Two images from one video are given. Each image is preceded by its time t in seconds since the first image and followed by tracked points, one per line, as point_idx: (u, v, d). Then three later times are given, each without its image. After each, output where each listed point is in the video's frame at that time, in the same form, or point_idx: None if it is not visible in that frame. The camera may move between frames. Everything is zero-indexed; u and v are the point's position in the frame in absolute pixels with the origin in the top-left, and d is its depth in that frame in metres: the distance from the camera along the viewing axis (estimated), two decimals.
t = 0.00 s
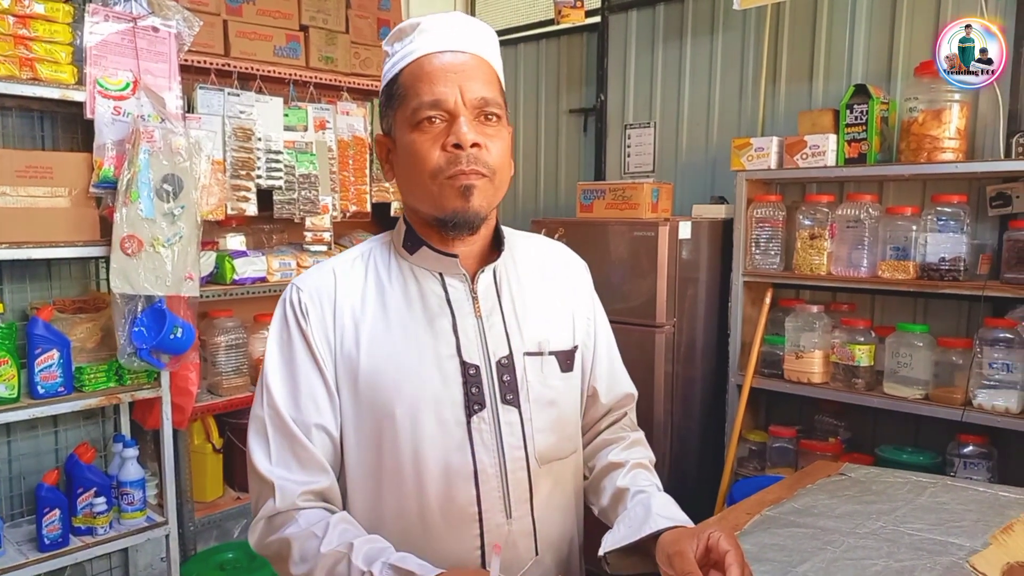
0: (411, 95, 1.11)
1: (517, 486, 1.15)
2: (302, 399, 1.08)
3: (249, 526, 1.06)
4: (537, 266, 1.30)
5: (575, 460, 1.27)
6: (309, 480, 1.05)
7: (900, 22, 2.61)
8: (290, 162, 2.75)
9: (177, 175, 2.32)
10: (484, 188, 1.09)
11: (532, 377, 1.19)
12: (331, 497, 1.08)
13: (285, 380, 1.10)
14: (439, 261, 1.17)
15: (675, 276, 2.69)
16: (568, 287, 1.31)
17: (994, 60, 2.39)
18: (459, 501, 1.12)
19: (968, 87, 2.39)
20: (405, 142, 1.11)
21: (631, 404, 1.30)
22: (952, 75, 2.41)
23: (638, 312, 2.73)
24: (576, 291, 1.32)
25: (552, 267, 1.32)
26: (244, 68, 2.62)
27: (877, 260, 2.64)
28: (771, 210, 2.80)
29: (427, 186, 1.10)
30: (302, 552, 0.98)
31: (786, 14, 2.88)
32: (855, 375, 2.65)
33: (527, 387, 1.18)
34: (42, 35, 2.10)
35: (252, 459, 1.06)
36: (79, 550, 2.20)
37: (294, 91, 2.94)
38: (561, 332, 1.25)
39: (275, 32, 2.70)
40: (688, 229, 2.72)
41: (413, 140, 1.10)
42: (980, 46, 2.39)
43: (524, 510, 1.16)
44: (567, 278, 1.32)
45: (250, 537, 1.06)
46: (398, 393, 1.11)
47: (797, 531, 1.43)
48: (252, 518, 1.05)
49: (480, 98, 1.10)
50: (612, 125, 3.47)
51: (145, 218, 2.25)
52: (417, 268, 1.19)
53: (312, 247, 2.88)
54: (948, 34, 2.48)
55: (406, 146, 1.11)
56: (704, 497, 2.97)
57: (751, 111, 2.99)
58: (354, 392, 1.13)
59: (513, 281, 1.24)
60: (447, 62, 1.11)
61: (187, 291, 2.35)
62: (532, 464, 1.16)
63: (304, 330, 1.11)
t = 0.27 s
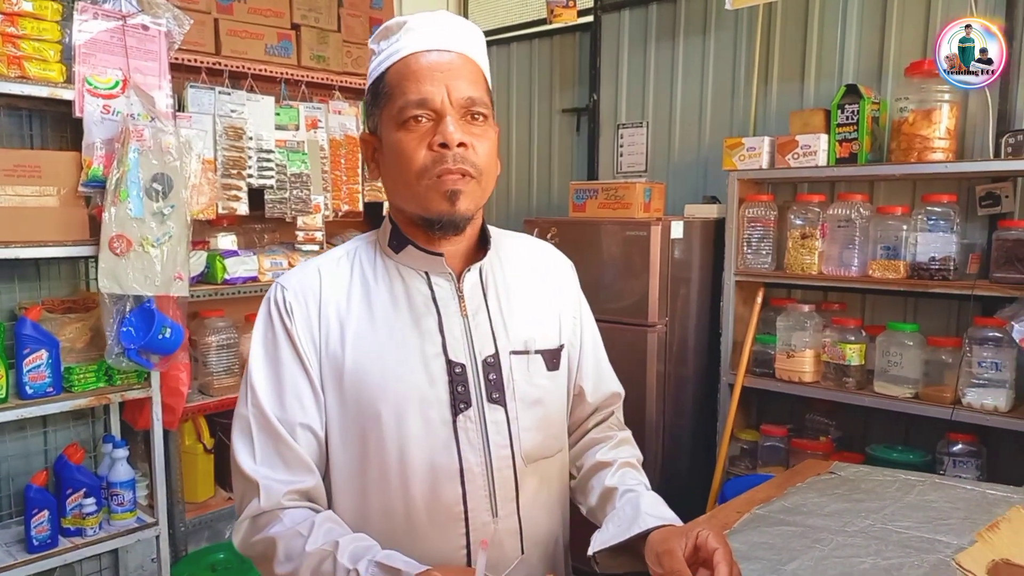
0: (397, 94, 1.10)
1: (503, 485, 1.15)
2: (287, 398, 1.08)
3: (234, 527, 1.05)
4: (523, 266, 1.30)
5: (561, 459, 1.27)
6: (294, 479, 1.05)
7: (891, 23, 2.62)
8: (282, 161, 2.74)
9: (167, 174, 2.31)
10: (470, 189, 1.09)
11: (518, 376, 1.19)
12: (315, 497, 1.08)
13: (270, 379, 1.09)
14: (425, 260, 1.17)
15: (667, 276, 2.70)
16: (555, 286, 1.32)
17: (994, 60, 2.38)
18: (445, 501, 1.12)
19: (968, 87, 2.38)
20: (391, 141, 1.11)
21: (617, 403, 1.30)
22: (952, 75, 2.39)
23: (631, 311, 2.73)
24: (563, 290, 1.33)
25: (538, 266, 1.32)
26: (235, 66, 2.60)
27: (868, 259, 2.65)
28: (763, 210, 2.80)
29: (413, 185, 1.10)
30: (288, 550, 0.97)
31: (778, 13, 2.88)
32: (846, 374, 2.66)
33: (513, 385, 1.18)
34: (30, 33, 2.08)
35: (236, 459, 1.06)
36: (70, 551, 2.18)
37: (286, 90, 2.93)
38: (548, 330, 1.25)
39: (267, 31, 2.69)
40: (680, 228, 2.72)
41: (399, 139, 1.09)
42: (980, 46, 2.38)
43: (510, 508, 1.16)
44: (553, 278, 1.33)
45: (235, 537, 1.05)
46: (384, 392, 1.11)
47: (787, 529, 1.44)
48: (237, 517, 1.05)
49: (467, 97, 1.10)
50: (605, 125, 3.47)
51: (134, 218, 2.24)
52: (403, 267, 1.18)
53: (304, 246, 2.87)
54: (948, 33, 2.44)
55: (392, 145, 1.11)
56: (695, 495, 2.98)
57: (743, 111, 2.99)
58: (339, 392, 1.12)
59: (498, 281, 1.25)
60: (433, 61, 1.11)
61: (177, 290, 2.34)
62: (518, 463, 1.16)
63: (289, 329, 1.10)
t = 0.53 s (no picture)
0: (381, 92, 1.10)
1: (486, 483, 1.15)
2: (267, 396, 1.07)
3: (213, 526, 1.05)
4: (507, 263, 1.30)
5: (545, 457, 1.27)
6: (275, 478, 1.04)
7: (878, 24, 2.64)
8: (270, 159, 2.72)
9: (153, 171, 2.29)
10: (453, 190, 1.09)
11: (501, 374, 1.20)
12: (296, 495, 1.08)
13: (250, 377, 1.08)
14: (408, 259, 1.16)
15: (657, 276, 2.70)
16: (538, 285, 1.32)
17: (992, 59, 2.39)
18: (428, 499, 1.11)
19: (968, 87, 2.44)
20: (374, 140, 1.10)
21: (601, 403, 1.31)
22: (952, 75, 2.45)
23: (620, 310, 2.74)
24: (546, 288, 1.33)
25: (522, 264, 1.32)
26: (223, 64, 2.59)
27: (855, 259, 2.67)
28: (752, 210, 2.81)
29: (395, 185, 1.09)
30: (268, 548, 0.97)
31: (767, 14, 2.89)
32: (833, 373, 2.66)
33: (496, 383, 1.19)
34: (15, 29, 2.05)
35: (215, 458, 1.05)
36: (53, 551, 2.16)
37: (275, 88, 2.91)
38: (530, 329, 1.25)
39: (255, 28, 2.67)
40: (669, 228, 2.73)
41: (382, 137, 1.09)
42: (980, 46, 2.41)
43: (494, 505, 1.16)
44: (536, 276, 1.33)
45: (213, 536, 1.04)
46: (365, 390, 1.11)
47: (773, 528, 1.44)
48: (216, 517, 1.04)
49: (451, 97, 1.10)
50: (594, 124, 3.47)
51: (120, 216, 2.22)
52: (385, 266, 1.18)
53: (292, 245, 2.86)
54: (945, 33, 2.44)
55: (374, 144, 1.10)
56: (683, 494, 2.99)
57: (732, 111, 3.00)
58: (320, 390, 1.12)
59: (481, 278, 1.25)
60: (417, 60, 1.10)
61: (163, 289, 2.32)
62: (501, 461, 1.17)
63: (269, 327, 1.09)
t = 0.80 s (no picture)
0: (362, 94, 1.10)
1: (471, 481, 1.15)
2: (247, 395, 1.07)
3: (193, 528, 1.04)
4: (488, 262, 1.31)
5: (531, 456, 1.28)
6: (254, 477, 1.04)
7: (870, 24, 2.65)
8: (262, 158, 2.71)
9: (145, 170, 2.28)
10: (434, 194, 1.09)
11: (484, 370, 1.20)
12: (277, 495, 1.07)
13: (229, 376, 1.08)
14: (386, 255, 1.17)
15: (649, 275, 2.70)
16: (521, 282, 1.32)
17: (994, 60, 2.41)
18: (413, 497, 1.12)
19: (968, 87, 2.46)
20: (354, 141, 1.10)
21: (586, 400, 1.32)
22: (951, 75, 2.48)
23: (613, 310, 2.74)
24: (528, 286, 1.33)
25: (503, 263, 1.33)
26: (215, 62, 2.58)
27: (847, 259, 2.68)
28: (744, 210, 2.82)
29: (376, 187, 1.09)
30: (248, 546, 0.97)
31: (759, 14, 2.90)
32: (825, 373, 2.70)
33: (479, 379, 1.19)
34: (5, 26, 2.04)
35: (195, 460, 1.05)
36: (43, 552, 2.15)
37: (267, 86, 2.90)
38: (512, 326, 1.26)
39: (247, 27, 2.66)
40: (662, 228, 2.73)
41: (363, 139, 1.09)
42: (981, 45, 2.41)
43: (480, 502, 1.16)
44: (518, 273, 1.33)
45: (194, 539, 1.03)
46: (347, 388, 1.11)
47: (764, 526, 1.44)
48: (197, 518, 1.04)
49: (433, 100, 1.10)
50: (587, 124, 3.48)
51: (111, 214, 2.21)
52: (366, 263, 1.18)
53: (285, 244, 2.86)
54: (947, 33, 2.48)
55: (355, 145, 1.10)
56: (676, 493, 2.99)
57: (724, 111, 3.01)
58: (301, 388, 1.12)
59: (462, 276, 1.25)
60: (399, 61, 1.10)
61: (155, 288, 2.32)
62: (486, 458, 1.17)
63: (248, 327, 1.10)
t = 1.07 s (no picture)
0: (357, 115, 1.08)
1: (456, 477, 1.17)
2: (224, 396, 1.08)
3: (167, 530, 1.04)
4: (468, 263, 1.33)
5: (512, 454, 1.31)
6: (232, 478, 1.04)
7: (863, 26, 2.66)
8: (256, 157, 2.71)
9: (138, 169, 2.27)
10: (425, 219, 1.12)
11: (466, 369, 1.22)
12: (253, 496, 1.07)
13: (205, 378, 1.09)
14: (365, 255, 1.18)
15: (644, 276, 2.71)
16: (501, 283, 1.35)
17: (993, 60, 2.41)
18: (395, 495, 1.14)
19: (969, 88, 2.45)
20: (347, 159, 1.10)
21: (571, 400, 1.36)
22: (951, 75, 2.46)
23: (607, 311, 2.74)
24: (508, 287, 1.36)
25: (483, 264, 1.35)
26: (209, 61, 2.58)
27: (840, 260, 2.68)
28: (737, 211, 2.83)
29: (370, 211, 1.11)
30: (221, 541, 0.98)
31: (754, 15, 2.91)
32: (817, 373, 2.71)
33: (461, 378, 1.21)
34: None
35: (168, 463, 1.05)
36: (34, 552, 2.14)
37: (261, 85, 2.88)
38: (494, 325, 1.29)
39: (242, 26, 2.65)
40: (656, 228, 2.73)
41: (358, 162, 1.08)
42: (981, 46, 2.41)
43: (463, 501, 1.18)
44: (499, 274, 1.36)
45: (168, 541, 1.04)
46: (326, 388, 1.12)
47: (757, 526, 1.45)
48: (171, 519, 1.04)
49: (430, 127, 1.10)
50: (582, 125, 3.48)
51: (104, 212, 2.21)
52: (344, 264, 1.19)
53: (278, 243, 2.86)
54: (948, 33, 2.47)
55: (347, 163, 1.10)
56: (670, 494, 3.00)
57: (718, 113, 3.02)
58: (279, 389, 1.13)
59: (444, 277, 1.27)
60: (397, 84, 1.09)
61: (147, 287, 2.30)
62: (469, 456, 1.20)
63: (225, 327, 1.11)
